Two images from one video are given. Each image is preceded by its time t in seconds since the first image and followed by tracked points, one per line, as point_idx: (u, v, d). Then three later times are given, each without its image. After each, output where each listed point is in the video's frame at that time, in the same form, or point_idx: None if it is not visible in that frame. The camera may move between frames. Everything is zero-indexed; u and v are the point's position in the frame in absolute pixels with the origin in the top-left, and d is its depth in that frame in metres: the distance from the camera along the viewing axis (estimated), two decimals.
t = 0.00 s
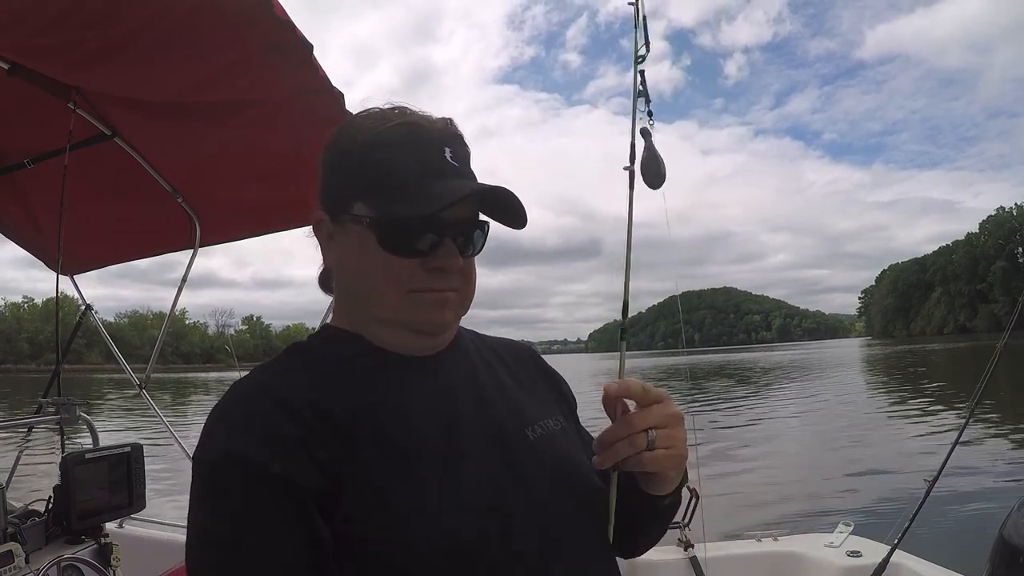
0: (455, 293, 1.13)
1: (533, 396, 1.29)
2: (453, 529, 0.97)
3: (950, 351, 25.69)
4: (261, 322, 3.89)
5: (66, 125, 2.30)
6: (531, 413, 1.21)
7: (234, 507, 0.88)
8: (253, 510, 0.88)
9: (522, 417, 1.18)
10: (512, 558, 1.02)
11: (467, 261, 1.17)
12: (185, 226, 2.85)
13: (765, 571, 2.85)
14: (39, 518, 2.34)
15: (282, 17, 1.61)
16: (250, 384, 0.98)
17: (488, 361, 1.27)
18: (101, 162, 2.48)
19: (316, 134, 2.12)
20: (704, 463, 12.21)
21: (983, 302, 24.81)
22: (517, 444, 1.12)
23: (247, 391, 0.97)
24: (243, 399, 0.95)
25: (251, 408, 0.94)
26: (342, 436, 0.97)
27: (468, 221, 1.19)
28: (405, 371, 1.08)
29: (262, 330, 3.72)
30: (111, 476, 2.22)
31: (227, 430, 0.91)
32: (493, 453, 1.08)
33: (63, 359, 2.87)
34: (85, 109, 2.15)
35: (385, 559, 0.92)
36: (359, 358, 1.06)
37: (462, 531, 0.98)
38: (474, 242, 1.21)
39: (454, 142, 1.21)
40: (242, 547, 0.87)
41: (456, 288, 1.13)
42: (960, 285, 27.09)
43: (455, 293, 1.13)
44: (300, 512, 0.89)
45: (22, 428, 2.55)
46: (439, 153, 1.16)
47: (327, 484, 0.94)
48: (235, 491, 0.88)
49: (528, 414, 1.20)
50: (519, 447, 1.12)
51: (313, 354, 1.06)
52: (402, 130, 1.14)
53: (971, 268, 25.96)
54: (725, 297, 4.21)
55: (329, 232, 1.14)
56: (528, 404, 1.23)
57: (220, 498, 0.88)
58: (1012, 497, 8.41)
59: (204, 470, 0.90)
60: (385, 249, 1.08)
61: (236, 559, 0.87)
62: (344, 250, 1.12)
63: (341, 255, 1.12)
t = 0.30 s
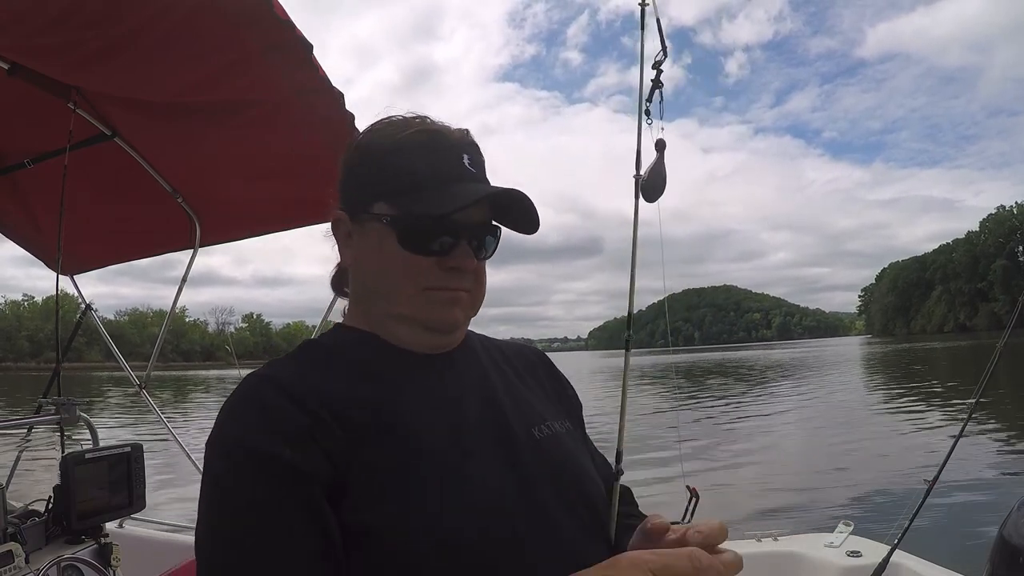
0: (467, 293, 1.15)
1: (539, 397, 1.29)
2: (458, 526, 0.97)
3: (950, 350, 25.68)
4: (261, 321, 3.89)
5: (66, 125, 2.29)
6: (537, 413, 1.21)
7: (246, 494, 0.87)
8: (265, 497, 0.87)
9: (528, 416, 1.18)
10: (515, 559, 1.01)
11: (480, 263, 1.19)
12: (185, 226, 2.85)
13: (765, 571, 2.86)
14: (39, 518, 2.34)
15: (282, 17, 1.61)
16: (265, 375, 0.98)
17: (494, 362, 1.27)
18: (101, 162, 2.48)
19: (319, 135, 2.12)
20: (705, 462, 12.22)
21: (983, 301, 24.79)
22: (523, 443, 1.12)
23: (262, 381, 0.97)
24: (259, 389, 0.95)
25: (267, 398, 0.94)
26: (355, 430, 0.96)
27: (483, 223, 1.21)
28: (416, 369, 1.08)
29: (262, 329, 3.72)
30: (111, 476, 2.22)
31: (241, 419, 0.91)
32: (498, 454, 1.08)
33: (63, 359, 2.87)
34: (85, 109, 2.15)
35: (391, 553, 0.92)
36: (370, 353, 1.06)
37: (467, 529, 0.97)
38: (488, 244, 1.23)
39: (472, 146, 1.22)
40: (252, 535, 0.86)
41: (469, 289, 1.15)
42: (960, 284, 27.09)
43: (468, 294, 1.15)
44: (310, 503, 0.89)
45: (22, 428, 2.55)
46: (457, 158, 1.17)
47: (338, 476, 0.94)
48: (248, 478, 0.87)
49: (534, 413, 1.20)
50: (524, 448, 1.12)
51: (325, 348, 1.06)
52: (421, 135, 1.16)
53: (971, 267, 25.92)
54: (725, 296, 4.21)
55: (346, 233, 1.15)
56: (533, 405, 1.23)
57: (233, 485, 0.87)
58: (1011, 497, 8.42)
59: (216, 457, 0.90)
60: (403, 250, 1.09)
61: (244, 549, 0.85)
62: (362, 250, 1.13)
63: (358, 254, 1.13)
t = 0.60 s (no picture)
0: (473, 293, 1.15)
1: (543, 397, 1.29)
2: (454, 526, 0.96)
3: (950, 349, 25.67)
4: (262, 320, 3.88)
5: (66, 125, 2.29)
6: (540, 413, 1.21)
7: (251, 481, 0.89)
8: (268, 486, 0.89)
9: (530, 417, 1.18)
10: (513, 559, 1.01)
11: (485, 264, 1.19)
12: (185, 226, 2.85)
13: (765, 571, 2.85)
14: (39, 518, 2.34)
15: (282, 17, 1.61)
16: (274, 369, 0.98)
17: (500, 359, 1.27)
18: (102, 163, 2.48)
19: (317, 134, 2.11)
20: (705, 461, 12.21)
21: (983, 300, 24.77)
22: (524, 443, 1.12)
23: (270, 374, 0.97)
24: (265, 382, 0.96)
25: (274, 392, 0.95)
26: (359, 424, 0.97)
27: (488, 225, 1.21)
28: (421, 367, 1.08)
29: (262, 328, 3.71)
30: (111, 476, 2.22)
31: (250, 411, 0.93)
32: (500, 454, 1.07)
33: (63, 359, 2.87)
34: (85, 109, 2.15)
35: (387, 548, 0.92)
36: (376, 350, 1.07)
37: (462, 529, 0.97)
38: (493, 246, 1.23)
39: (478, 150, 1.22)
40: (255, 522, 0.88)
41: (474, 288, 1.15)
42: (960, 283, 27.07)
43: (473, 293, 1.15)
44: (311, 496, 0.90)
45: (22, 428, 2.55)
46: (462, 161, 1.17)
47: (340, 471, 0.94)
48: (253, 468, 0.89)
49: (538, 414, 1.20)
50: (526, 448, 1.11)
51: (334, 345, 1.07)
52: (428, 140, 1.16)
53: (971, 266, 25.90)
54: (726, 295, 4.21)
55: (353, 234, 1.15)
56: (537, 404, 1.23)
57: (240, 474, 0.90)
58: (1011, 496, 8.42)
59: (225, 447, 0.92)
60: (410, 248, 1.10)
61: (245, 538, 0.88)
62: (370, 249, 1.13)
63: (367, 254, 1.14)
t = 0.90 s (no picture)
0: (473, 267, 1.17)
1: (545, 397, 1.28)
2: (452, 527, 0.96)
3: (951, 350, 25.64)
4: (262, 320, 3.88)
5: (66, 125, 2.29)
6: (542, 413, 1.20)
7: (251, 479, 0.90)
8: (268, 485, 0.90)
9: (532, 416, 1.17)
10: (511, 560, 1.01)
11: (486, 241, 1.21)
12: (185, 226, 2.85)
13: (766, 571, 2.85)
14: (39, 518, 2.34)
15: (282, 18, 1.61)
16: (276, 367, 0.98)
17: (503, 359, 1.27)
18: (102, 162, 2.48)
19: (317, 133, 2.11)
20: (705, 462, 12.20)
21: (983, 301, 24.75)
22: (525, 443, 1.11)
23: (271, 372, 0.97)
24: (266, 380, 0.96)
25: (274, 391, 0.94)
26: (360, 423, 0.97)
27: (484, 202, 1.23)
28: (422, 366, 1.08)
29: (262, 328, 3.71)
30: (111, 476, 2.22)
31: (252, 409, 0.93)
32: (500, 452, 1.07)
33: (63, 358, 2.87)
34: (85, 109, 2.15)
35: (385, 548, 0.92)
36: (376, 348, 1.07)
37: (460, 530, 0.97)
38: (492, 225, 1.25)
39: (456, 135, 1.27)
40: (255, 520, 0.89)
41: (474, 262, 1.17)
42: (960, 284, 27.05)
43: (474, 268, 1.17)
44: (310, 495, 0.90)
45: (22, 428, 2.55)
46: (441, 141, 1.22)
47: (340, 470, 0.94)
48: (254, 465, 0.90)
49: (539, 414, 1.19)
50: (528, 448, 1.11)
51: (336, 344, 1.07)
52: (415, 131, 1.21)
53: (971, 266, 25.89)
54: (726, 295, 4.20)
55: (353, 239, 1.20)
56: (539, 404, 1.22)
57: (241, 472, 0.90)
58: (1011, 497, 8.41)
59: (226, 445, 0.92)
60: (406, 229, 1.13)
61: (246, 538, 0.89)
62: (369, 245, 1.17)
63: (368, 252, 1.17)
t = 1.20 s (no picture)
0: (477, 259, 1.18)
1: (548, 398, 1.28)
2: (450, 528, 0.96)
3: (950, 350, 25.65)
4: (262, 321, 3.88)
5: (66, 125, 2.29)
6: (545, 414, 1.20)
7: (248, 478, 0.90)
8: (266, 484, 0.90)
9: (534, 417, 1.17)
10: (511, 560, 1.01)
11: (489, 232, 1.22)
12: (185, 226, 2.85)
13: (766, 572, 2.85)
14: (39, 518, 2.34)
15: (282, 17, 1.61)
16: (276, 366, 0.98)
17: (505, 358, 1.27)
18: (102, 162, 2.48)
19: (318, 132, 2.11)
20: (706, 462, 12.20)
21: (984, 301, 24.76)
22: (527, 443, 1.11)
23: (271, 370, 0.97)
24: (265, 380, 0.96)
25: (274, 390, 0.95)
26: (359, 422, 0.97)
27: (486, 193, 1.24)
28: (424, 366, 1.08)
29: (262, 329, 3.71)
30: (111, 476, 2.22)
31: (250, 408, 0.93)
32: (500, 453, 1.06)
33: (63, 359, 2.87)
34: (85, 109, 2.15)
35: (381, 548, 0.92)
36: (377, 346, 1.07)
37: (459, 529, 0.97)
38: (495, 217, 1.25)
39: (454, 128, 1.28)
40: (248, 518, 0.90)
41: (477, 253, 1.18)
42: (960, 284, 27.05)
43: (477, 259, 1.18)
44: (306, 493, 0.91)
45: (22, 427, 2.55)
46: (439, 133, 1.23)
47: (337, 469, 0.94)
48: (252, 463, 0.90)
49: (542, 415, 1.19)
50: (529, 448, 1.11)
51: (337, 343, 1.07)
52: (414, 126, 1.22)
53: (971, 266, 25.89)
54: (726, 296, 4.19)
55: (354, 239, 1.21)
56: (540, 404, 1.22)
57: (238, 470, 0.90)
58: (1011, 497, 8.41)
59: (224, 444, 0.93)
60: (408, 222, 1.14)
61: (243, 538, 0.89)
62: (371, 241, 1.18)
63: (370, 246, 1.18)
